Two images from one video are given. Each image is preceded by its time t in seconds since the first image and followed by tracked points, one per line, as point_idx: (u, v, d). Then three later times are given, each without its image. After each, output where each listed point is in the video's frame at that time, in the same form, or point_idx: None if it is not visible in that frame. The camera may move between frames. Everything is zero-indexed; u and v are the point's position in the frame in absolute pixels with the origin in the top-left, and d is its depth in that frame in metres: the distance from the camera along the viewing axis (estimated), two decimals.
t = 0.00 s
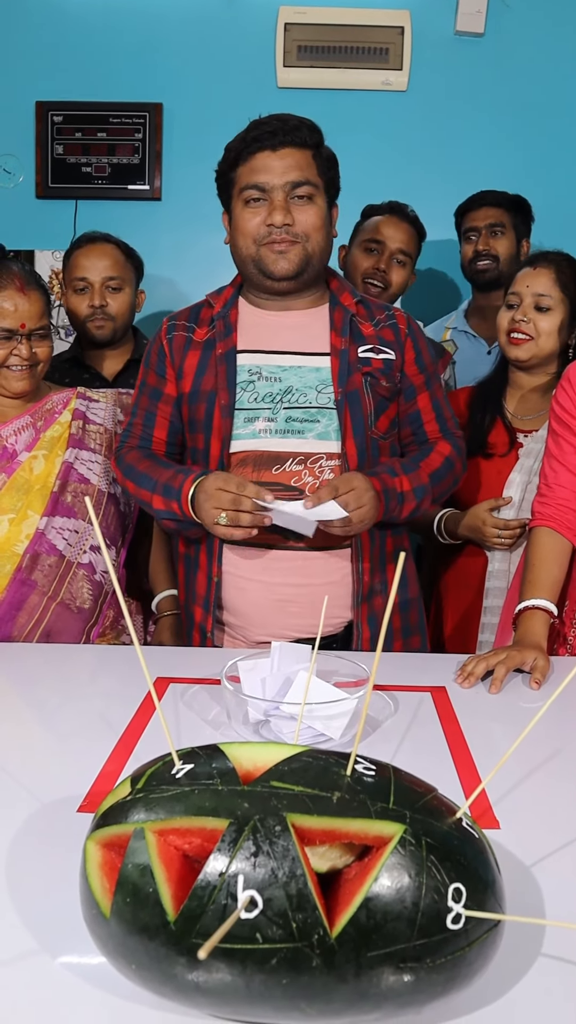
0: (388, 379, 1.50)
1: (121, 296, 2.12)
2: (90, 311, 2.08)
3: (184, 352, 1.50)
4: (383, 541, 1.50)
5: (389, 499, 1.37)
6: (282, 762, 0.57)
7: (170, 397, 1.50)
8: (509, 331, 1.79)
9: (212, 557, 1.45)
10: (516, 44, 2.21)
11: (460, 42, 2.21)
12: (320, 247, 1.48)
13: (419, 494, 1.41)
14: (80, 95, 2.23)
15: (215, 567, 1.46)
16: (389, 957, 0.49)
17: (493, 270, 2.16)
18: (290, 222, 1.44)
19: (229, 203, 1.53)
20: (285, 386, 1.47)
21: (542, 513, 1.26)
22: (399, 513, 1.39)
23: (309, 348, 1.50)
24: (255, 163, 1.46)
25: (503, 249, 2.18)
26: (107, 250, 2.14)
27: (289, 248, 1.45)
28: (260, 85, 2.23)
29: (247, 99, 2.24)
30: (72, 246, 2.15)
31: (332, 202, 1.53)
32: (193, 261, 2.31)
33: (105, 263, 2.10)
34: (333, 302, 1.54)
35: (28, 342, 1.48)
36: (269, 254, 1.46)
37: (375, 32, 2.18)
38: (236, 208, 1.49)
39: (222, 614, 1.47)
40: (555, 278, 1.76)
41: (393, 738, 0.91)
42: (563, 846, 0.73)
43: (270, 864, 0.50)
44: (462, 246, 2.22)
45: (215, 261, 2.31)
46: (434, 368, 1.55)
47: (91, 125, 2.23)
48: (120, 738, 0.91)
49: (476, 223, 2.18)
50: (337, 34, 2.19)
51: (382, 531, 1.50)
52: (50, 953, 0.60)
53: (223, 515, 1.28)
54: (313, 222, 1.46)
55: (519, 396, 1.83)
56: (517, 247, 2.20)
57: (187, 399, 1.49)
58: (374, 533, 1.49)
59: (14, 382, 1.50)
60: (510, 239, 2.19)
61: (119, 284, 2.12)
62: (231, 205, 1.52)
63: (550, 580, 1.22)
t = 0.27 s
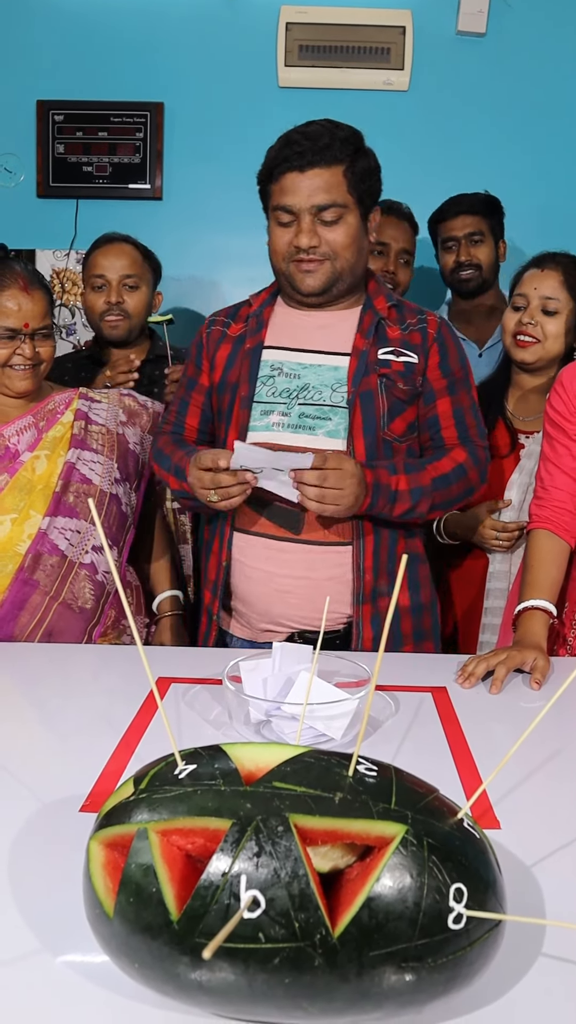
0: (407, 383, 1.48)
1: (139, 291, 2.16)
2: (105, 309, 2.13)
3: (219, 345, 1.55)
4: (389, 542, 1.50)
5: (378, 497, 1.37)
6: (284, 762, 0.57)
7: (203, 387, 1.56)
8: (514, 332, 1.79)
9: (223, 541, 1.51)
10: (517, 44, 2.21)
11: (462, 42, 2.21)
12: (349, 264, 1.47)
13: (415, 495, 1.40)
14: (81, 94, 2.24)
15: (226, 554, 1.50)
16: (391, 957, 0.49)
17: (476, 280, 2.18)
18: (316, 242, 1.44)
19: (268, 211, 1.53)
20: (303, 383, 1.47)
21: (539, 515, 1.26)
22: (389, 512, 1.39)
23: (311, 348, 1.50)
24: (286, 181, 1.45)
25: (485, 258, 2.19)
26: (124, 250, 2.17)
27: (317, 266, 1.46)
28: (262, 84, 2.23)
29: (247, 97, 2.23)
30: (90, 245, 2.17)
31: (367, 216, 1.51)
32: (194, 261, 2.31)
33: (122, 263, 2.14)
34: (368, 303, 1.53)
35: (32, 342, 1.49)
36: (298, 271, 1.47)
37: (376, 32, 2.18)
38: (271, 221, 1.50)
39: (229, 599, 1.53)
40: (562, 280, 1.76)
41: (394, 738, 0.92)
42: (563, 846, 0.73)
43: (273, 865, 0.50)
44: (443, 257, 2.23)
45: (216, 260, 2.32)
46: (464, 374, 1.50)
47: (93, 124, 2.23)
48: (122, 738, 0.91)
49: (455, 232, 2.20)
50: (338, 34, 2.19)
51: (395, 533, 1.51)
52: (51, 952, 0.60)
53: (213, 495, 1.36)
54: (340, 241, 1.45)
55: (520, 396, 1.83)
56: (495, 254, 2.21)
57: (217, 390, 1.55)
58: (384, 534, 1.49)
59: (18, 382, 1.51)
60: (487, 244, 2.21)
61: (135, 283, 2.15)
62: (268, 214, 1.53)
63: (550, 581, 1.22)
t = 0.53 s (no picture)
0: (422, 400, 1.48)
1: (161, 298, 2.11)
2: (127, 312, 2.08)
3: (248, 344, 1.57)
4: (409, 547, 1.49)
5: (376, 506, 1.37)
6: (285, 766, 0.58)
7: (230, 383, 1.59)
8: (517, 338, 1.80)
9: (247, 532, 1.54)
10: (518, 48, 2.21)
11: (463, 46, 2.22)
12: (378, 284, 1.46)
13: (413, 509, 1.40)
14: (83, 97, 2.24)
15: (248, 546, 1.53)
16: (391, 960, 0.50)
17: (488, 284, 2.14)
18: (347, 262, 1.43)
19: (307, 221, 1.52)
20: (323, 393, 1.48)
21: (541, 518, 1.27)
22: (387, 522, 1.39)
23: (313, 352, 1.51)
24: (324, 200, 1.44)
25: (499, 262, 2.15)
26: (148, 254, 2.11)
27: (345, 284, 1.46)
28: (264, 88, 2.23)
29: (248, 100, 2.24)
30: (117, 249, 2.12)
31: (403, 238, 1.48)
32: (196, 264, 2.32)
33: (146, 266, 2.09)
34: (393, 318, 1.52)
35: (37, 344, 1.50)
36: (326, 287, 1.47)
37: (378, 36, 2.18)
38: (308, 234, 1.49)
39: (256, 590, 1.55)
40: (564, 285, 1.77)
41: (394, 741, 0.92)
42: (563, 851, 0.73)
43: (274, 868, 0.51)
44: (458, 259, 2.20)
45: (217, 263, 2.32)
46: (479, 394, 1.48)
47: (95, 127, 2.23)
48: (124, 740, 0.91)
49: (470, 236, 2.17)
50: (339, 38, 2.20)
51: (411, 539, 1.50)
52: (53, 953, 0.61)
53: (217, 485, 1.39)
54: (371, 263, 1.44)
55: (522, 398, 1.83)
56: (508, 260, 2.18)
57: (243, 388, 1.58)
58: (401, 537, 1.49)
59: (21, 385, 1.51)
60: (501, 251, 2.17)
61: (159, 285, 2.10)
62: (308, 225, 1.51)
63: (550, 584, 1.23)
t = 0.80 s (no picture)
0: (416, 396, 1.48)
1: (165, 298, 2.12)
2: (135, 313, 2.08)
3: (241, 344, 1.55)
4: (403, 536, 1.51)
5: (375, 498, 1.38)
6: (285, 765, 0.58)
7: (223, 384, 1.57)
8: (518, 341, 1.80)
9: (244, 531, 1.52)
10: (518, 51, 2.22)
11: (464, 49, 2.22)
12: (373, 290, 1.49)
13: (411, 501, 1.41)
14: (84, 99, 2.25)
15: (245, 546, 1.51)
16: (390, 958, 0.50)
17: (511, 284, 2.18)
18: (344, 267, 1.45)
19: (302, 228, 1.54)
20: (320, 392, 1.48)
21: (540, 519, 1.27)
22: (386, 512, 1.41)
23: (315, 352, 1.52)
24: (323, 205, 1.46)
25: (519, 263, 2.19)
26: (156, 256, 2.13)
27: (342, 288, 1.47)
28: (264, 89, 2.23)
29: (249, 102, 2.24)
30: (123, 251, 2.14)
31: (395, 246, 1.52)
32: (196, 265, 2.32)
33: (153, 267, 2.10)
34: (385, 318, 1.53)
35: (38, 345, 1.50)
36: (322, 291, 1.48)
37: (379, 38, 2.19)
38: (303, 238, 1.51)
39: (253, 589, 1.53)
40: (564, 287, 1.77)
41: (394, 741, 0.92)
42: (562, 851, 0.74)
43: (274, 866, 0.51)
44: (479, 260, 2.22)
45: (218, 264, 2.33)
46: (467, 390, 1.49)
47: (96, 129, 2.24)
48: (124, 740, 0.91)
49: (494, 237, 2.19)
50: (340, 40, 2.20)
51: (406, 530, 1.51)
52: (53, 953, 0.61)
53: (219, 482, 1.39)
54: (368, 269, 1.46)
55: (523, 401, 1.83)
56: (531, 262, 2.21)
57: (237, 388, 1.55)
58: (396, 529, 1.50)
59: (22, 385, 1.52)
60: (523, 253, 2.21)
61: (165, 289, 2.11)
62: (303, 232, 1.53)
63: (550, 585, 1.23)
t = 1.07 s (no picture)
0: (394, 388, 1.51)
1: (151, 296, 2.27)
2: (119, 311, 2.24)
3: (216, 350, 1.51)
4: (387, 526, 1.55)
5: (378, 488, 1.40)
6: (287, 761, 0.58)
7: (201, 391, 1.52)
8: (517, 344, 1.81)
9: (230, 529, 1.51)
10: (518, 53, 2.23)
11: (464, 50, 2.23)
12: (343, 289, 1.50)
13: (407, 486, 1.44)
14: (85, 99, 2.25)
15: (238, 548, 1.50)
16: (391, 953, 0.50)
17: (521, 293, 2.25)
18: (317, 269, 1.45)
19: (265, 229, 1.53)
20: (303, 392, 1.48)
21: (539, 518, 1.27)
22: (387, 500, 1.42)
23: (314, 353, 1.51)
24: (293, 209, 1.45)
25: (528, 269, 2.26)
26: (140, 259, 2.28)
27: (314, 289, 1.48)
28: (266, 90, 2.24)
29: (250, 103, 2.24)
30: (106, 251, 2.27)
31: (359, 245, 1.53)
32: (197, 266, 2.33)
33: (137, 268, 2.26)
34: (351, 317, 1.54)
35: (41, 346, 1.51)
36: (294, 293, 1.48)
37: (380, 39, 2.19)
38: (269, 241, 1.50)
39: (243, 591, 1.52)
40: (560, 289, 1.76)
41: (394, 739, 0.92)
42: (562, 848, 0.74)
43: (275, 861, 0.51)
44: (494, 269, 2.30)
45: (219, 265, 2.33)
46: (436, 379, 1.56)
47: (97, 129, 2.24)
48: (124, 739, 0.92)
49: (508, 248, 2.27)
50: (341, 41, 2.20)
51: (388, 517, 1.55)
52: (55, 949, 0.61)
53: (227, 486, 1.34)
54: (339, 269, 1.47)
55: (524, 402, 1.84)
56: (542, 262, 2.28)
57: (215, 395, 1.52)
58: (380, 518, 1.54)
59: (24, 385, 1.52)
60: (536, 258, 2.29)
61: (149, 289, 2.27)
62: (267, 233, 1.52)
63: (551, 583, 1.23)
